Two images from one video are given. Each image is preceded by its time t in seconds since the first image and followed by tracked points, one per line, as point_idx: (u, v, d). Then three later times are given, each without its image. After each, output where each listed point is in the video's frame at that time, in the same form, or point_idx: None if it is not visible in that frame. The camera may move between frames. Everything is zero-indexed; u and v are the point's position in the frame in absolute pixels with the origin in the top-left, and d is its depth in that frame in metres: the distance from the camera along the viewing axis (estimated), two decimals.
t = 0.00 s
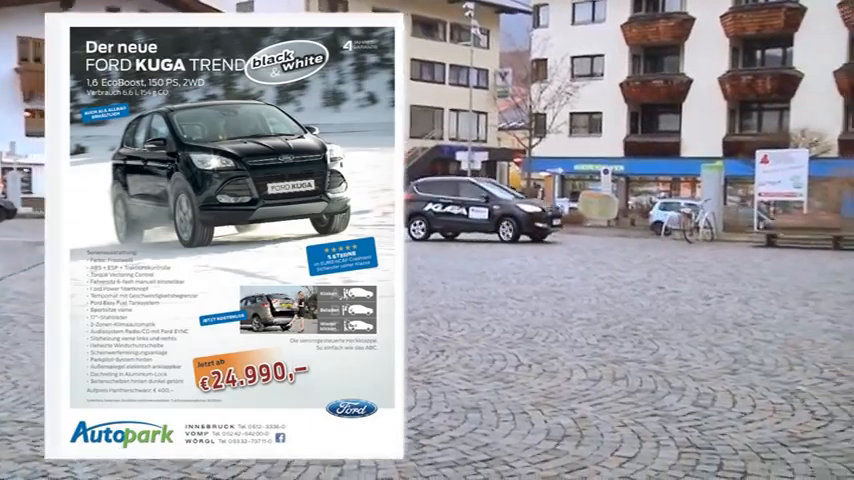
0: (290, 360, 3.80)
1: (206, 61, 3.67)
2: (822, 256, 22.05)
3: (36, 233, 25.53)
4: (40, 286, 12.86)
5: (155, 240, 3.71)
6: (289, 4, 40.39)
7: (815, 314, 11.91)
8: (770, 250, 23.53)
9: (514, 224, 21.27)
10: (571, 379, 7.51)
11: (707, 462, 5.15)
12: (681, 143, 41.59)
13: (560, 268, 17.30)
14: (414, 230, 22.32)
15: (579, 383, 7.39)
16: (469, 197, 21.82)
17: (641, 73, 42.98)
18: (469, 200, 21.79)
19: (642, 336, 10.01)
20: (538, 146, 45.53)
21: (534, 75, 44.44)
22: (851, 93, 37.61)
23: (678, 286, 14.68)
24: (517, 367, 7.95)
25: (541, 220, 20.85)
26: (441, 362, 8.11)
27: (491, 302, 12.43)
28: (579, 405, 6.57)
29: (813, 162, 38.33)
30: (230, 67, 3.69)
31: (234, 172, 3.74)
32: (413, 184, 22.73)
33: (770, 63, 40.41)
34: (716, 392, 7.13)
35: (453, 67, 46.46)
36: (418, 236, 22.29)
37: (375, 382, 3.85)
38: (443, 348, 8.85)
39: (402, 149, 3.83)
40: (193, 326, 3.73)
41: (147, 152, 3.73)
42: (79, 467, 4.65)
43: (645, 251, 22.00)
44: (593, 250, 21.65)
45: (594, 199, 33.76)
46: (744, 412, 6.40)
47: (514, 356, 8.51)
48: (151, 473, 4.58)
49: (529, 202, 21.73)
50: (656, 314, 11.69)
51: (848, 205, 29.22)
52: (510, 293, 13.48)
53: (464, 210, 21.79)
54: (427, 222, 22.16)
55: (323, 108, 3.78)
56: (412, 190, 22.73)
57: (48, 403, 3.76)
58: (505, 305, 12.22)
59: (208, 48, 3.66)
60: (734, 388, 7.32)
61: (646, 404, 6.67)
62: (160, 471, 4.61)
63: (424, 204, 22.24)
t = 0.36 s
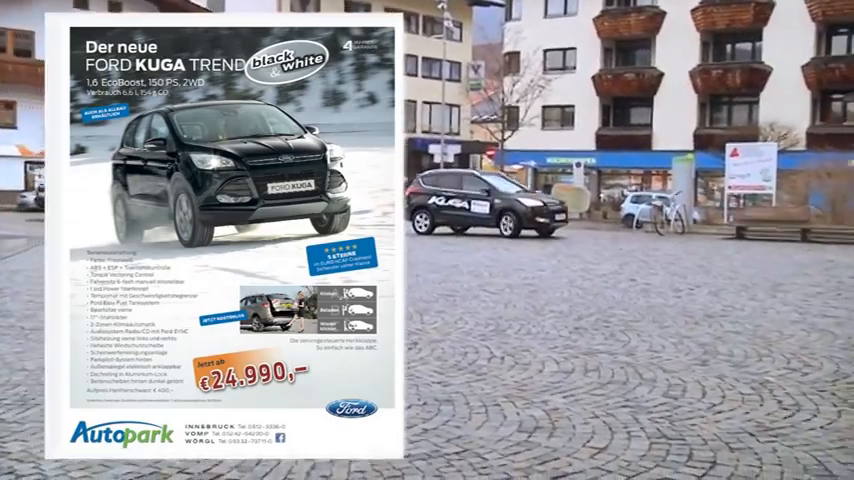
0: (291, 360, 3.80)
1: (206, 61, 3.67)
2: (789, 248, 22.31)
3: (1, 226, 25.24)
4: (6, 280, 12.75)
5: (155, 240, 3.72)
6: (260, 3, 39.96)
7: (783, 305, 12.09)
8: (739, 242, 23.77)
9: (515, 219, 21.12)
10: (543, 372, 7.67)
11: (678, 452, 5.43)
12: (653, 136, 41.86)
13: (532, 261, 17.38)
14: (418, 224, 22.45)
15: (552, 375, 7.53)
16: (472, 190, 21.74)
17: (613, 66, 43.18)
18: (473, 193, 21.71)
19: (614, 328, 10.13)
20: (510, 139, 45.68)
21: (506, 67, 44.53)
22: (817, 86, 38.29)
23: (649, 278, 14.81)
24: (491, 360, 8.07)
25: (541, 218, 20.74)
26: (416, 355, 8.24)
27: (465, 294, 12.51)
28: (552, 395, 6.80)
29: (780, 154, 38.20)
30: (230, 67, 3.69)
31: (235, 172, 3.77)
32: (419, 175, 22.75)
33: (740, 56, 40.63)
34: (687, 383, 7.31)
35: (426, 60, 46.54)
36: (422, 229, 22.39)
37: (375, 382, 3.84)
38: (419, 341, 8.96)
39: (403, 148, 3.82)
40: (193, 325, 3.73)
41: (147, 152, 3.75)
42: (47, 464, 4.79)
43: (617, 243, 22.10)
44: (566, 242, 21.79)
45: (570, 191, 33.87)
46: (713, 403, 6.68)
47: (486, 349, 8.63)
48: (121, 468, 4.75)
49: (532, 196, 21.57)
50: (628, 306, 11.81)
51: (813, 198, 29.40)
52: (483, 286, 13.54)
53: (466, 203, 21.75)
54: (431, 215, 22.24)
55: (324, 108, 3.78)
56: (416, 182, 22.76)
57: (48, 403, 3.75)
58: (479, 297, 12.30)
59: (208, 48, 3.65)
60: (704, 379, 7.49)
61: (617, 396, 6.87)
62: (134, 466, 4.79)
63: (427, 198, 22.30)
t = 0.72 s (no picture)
0: (291, 360, 3.79)
1: (207, 61, 3.67)
2: (768, 243, 22.46)
3: None
4: None
5: (155, 240, 3.72)
6: None
7: (761, 299, 12.18)
8: (717, 238, 23.92)
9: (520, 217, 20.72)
10: (523, 367, 7.72)
11: (657, 446, 5.47)
12: (633, 132, 42.00)
13: (513, 257, 17.39)
14: (429, 220, 22.32)
15: (532, 370, 7.59)
16: (481, 186, 21.47)
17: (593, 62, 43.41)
18: (481, 189, 21.46)
19: (595, 322, 10.17)
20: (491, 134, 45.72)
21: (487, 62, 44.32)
22: (795, 83, 38.36)
23: (630, 273, 14.88)
24: (471, 355, 8.12)
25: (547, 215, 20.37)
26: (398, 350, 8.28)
27: (446, 289, 12.54)
28: (531, 390, 6.83)
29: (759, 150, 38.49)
30: (230, 66, 3.68)
31: (235, 171, 3.77)
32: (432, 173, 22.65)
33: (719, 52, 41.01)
34: (666, 378, 7.37)
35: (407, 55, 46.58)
36: (432, 225, 22.25)
37: (375, 382, 3.84)
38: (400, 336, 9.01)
39: (403, 148, 3.82)
40: (193, 325, 3.73)
41: (147, 152, 3.76)
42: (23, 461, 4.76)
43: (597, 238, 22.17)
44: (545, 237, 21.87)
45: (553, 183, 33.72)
46: (692, 398, 6.73)
47: (468, 344, 8.69)
48: (100, 464, 4.76)
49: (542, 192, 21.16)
50: (608, 301, 11.86)
51: (791, 194, 29.27)
52: (463, 281, 13.54)
53: (474, 199, 21.49)
54: (440, 212, 22.09)
55: (324, 108, 3.77)
56: (428, 178, 22.66)
57: (48, 403, 3.76)
58: (459, 293, 12.35)
59: (208, 48, 3.65)
60: (683, 373, 7.56)
61: (597, 390, 6.91)
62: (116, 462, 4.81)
63: (437, 194, 22.18)
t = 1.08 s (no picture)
0: (290, 360, 3.79)
1: (206, 61, 3.66)
2: (746, 239, 22.65)
3: None
4: None
5: (155, 240, 3.72)
6: None
7: (740, 294, 12.27)
8: (696, 233, 24.07)
9: (523, 215, 20.32)
10: (504, 362, 7.75)
11: (638, 441, 5.51)
12: (613, 128, 42.15)
13: (494, 252, 17.40)
14: (438, 217, 22.18)
15: (513, 366, 7.62)
16: (487, 182, 21.17)
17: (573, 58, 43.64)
18: (488, 185, 21.16)
19: (575, 318, 10.22)
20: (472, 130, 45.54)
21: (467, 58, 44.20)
22: (773, 79, 38.55)
23: (610, 269, 14.95)
24: (453, 350, 8.14)
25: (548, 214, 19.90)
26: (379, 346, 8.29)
27: (427, 285, 12.55)
28: (513, 386, 6.85)
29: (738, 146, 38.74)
30: (230, 66, 3.68)
31: (235, 172, 3.77)
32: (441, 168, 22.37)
33: (698, 49, 41.16)
34: (646, 373, 7.43)
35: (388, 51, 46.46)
36: (441, 222, 22.08)
37: (374, 382, 3.84)
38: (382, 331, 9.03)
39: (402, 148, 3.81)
40: (193, 325, 3.73)
41: (147, 152, 3.76)
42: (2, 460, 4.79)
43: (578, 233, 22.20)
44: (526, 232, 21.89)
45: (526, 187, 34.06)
46: (672, 392, 6.77)
47: (448, 340, 8.71)
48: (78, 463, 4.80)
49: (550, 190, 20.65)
50: (588, 296, 11.90)
51: (770, 190, 29.64)
52: (445, 277, 13.53)
53: (480, 196, 21.23)
54: (448, 208, 21.88)
55: (324, 108, 3.77)
56: (438, 173, 22.39)
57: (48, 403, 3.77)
58: (441, 288, 12.35)
59: (208, 48, 3.64)
60: (664, 368, 7.61)
61: (577, 385, 6.94)
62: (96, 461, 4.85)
63: (445, 189, 21.93)
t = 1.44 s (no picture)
0: (291, 360, 3.79)
1: (206, 60, 3.66)
2: (728, 234, 22.77)
3: None
4: None
5: (155, 240, 3.72)
6: None
7: (722, 290, 12.33)
8: (677, 229, 24.20)
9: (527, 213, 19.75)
10: (487, 358, 7.76)
11: (621, 435, 5.55)
12: (596, 124, 42.31)
13: (478, 248, 17.42)
14: (447, 214, 21.80)
15: (496, 361, 7.64)
16: (494, 179, 20.70)
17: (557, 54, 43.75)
18: (494, 182, 20.68)
19: (558, 313, 10.25)
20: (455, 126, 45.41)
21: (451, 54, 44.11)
22: (755, 76, 38.76)
23: (593, 264, 14.99)
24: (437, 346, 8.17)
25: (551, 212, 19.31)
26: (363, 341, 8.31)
27: (411, 281, 12.57)
28: (498, 381, 6.87)
29: (722, 142, 38.62)
30: (230, 67, 3.68)
31: (235, 171, 3.76)
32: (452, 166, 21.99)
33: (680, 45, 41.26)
34: (629, 368, 7.46)
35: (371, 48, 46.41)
36: (450, 220, 21.69)
37: (374, 382, 3.84)
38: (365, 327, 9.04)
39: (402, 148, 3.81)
40: (193, 326, 3.73)
41: (146, 152, 3.76)
42: None
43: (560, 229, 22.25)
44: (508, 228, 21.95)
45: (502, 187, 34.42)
46: (654, 387, 6.81)
47: (431, 336, 8.72)
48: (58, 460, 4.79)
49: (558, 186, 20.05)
50: (571, 292, 11.93)
51: (750, 185, 29.73)
52: (428, 273, 13.55)
53: (485, 193, 20.78)
54: (456, 205, 21.51)
55: (324, 108, 3.76)
56: (450, 169, 22.04)
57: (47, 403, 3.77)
58: (425, 284, 12.37)
59: (208, 48, 3.64)
60: (647, 363, 7.65)
61: (561, 381, 6.96)
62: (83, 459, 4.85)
63: (454, 186, 21.57)
